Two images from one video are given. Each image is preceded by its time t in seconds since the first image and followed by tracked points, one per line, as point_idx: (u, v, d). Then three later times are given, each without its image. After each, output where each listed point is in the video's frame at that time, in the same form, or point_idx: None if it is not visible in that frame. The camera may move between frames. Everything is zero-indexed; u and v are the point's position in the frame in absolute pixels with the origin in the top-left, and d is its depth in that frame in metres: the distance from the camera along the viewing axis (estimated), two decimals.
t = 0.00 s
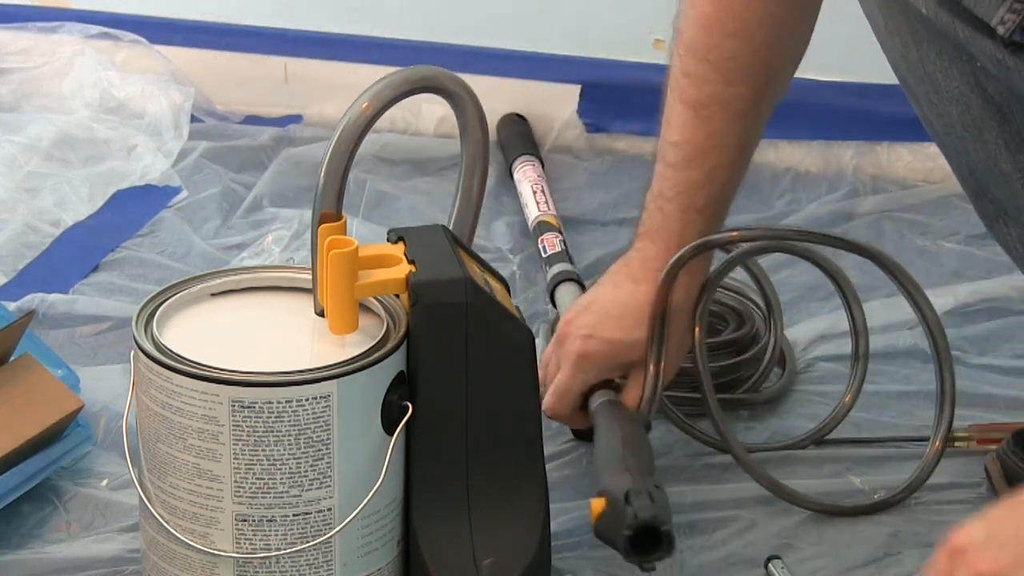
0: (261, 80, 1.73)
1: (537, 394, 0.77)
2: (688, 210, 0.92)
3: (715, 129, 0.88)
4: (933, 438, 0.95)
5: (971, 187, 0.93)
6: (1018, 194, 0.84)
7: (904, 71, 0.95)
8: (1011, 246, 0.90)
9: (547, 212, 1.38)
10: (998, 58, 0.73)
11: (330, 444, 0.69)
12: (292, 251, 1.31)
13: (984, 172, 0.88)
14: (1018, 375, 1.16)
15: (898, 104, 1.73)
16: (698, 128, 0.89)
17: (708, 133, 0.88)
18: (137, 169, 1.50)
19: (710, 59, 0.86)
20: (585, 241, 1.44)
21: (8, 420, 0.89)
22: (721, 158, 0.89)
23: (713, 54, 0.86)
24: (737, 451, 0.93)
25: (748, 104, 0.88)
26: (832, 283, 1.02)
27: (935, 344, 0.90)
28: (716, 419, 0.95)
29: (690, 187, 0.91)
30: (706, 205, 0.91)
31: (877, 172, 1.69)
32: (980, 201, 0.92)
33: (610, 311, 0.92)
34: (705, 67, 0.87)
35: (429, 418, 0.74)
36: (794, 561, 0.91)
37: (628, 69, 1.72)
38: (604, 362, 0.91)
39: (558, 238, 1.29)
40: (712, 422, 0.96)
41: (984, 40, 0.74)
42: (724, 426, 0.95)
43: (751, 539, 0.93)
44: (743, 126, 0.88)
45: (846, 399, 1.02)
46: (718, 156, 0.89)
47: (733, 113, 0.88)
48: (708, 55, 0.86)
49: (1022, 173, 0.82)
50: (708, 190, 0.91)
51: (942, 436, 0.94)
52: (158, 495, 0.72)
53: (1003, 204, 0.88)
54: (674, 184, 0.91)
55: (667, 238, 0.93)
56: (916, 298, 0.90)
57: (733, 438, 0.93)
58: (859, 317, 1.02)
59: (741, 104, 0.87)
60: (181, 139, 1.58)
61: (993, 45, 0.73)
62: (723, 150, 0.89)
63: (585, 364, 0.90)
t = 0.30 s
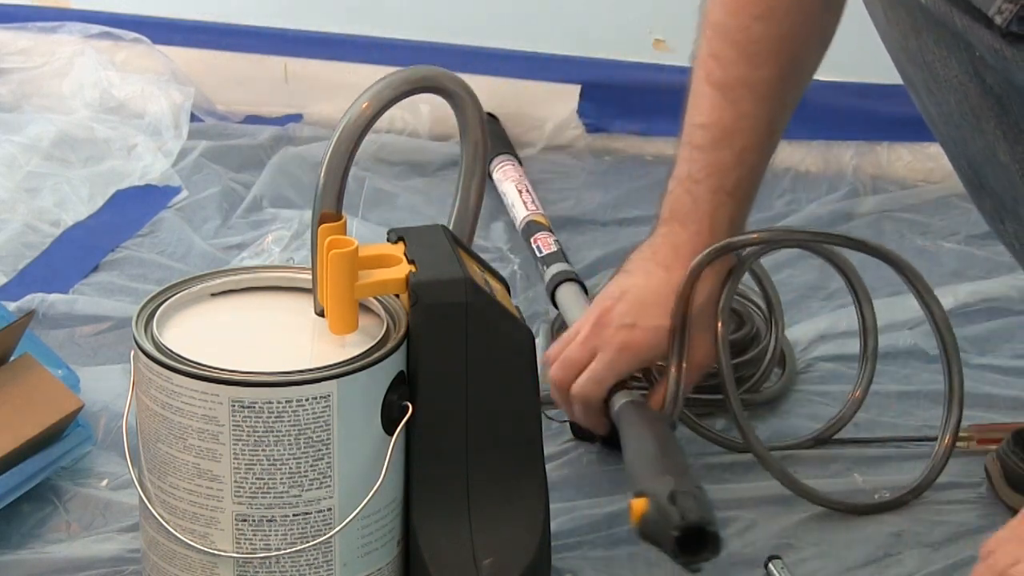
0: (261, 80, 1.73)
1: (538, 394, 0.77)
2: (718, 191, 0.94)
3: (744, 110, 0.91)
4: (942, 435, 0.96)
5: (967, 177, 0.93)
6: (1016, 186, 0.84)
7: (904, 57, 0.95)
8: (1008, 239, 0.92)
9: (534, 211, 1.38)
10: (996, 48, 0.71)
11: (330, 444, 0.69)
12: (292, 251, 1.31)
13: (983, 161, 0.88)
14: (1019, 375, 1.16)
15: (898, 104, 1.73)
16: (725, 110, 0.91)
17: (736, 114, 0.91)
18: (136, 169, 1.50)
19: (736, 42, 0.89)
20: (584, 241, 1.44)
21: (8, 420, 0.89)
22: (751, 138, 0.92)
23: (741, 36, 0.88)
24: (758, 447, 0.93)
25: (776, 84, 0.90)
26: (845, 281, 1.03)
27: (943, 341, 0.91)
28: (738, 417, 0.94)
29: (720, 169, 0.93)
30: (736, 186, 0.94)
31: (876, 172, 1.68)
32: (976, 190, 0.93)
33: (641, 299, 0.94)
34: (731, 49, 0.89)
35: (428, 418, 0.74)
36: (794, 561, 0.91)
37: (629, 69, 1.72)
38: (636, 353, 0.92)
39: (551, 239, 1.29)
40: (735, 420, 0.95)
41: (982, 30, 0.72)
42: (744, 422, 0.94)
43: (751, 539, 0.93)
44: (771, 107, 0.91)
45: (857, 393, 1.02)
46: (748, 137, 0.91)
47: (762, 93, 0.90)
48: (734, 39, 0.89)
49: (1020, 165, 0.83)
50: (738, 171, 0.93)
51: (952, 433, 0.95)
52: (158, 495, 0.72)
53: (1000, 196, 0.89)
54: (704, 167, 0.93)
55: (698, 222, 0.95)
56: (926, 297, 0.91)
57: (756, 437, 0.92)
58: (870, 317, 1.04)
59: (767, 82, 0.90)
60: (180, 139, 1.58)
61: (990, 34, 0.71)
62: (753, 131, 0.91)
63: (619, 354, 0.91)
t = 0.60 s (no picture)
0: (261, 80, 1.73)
1: (537, 392, 0.77)
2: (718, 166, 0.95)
3: (747, 84, 0.92)
4: (932, 435, 0.97)
5: (968, 172, 0.95)
6: (1018, 174, 0.87)
7: (904, 49, 0.97)
8: (1006, 231, 0.92)
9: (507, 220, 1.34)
10: (996, 34, 0.73)
11: (330, 444, 0.69)
12: (293, 251, 1.31)
13: (983, 151, 0.90)
14: (1019, 375, 1.16)
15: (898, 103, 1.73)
16: (728, 85, 0.93)
17: (739, 88, 0.92)
18: (137, 169, 1.50)
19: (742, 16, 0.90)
20: (585, 241, 1.44)
21: (7, 420, 0.89)
22: (751, 114, 0.93)
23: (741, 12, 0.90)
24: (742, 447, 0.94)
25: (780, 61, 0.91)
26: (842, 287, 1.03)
27: (933, 340, 0.93)
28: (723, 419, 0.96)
29: (720, 142, 0.94)
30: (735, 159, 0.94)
31: (877, 172, 1.68)
32: (975, 185, 0.94)
33: (644, 273, 0.94)
34: (736, 25, 0.91)
35: (428, 418, 0.74)
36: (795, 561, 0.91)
37: (628, 69, 1.71)
38: (644, 328, 0.91)
39: (528, 248, 1.25)
40: (722, 423, 0.97)
41: (982, 17, 0.74)
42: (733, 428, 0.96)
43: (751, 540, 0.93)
44: (773, 84, 0.92)
45: (850, 400, 1.02)
46: (748, 112, 0.93)
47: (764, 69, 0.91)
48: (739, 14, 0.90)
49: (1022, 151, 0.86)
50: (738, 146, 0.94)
51: (941, 432, 0.96)
52: (158, 495, 0.72)
53: (999, 184, 0.90)
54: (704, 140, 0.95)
55: (695, 194, 0.95)
56: (918, 300, 0.91)
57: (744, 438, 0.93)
58: (866, 320, 1.03)
59: (767, 60, 0.91)
60: (180, 138, 1.58)
61: (989, 20, 0.73)
62: (753, 107, 0.93)
63: (628, 333, 0.91)
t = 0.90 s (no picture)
0: (261, 80, 1.73)
1: (537, 391, 0.77)
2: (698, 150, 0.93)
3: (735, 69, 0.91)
4: (926, 435, 0.97)
5: (971, 169, 0.95)
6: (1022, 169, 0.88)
7: (909, 46, 0.96)
8: (1009, 229, 0.94)
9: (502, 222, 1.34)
10: (1000, 31, 0.74)
11: (330, 444, 0.69)
12: (293, 252, 1.31)
13: (988, 148, 0.90)
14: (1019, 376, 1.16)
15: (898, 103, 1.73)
16: (717, 67, 0.91)
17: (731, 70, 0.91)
18: (136, 169, 1.50)
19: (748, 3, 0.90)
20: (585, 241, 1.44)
21: (7, 421, 0.89)
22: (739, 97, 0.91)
23: None
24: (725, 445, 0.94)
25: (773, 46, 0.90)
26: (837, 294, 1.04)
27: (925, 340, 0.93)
28: (707, 421, 0.95)
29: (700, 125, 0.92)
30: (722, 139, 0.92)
31: (877, 172, 1.67)
32: (979, 182, 0.95)
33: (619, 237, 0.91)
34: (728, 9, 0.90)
35: (429, 419, 0.74)
36: (795, 561, 0.91)
37: (628, 70, 1.71)
38: (604, 274, 0.89)
39: (526, 251, 1.26)
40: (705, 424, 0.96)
41: (987, 14, 0.74)
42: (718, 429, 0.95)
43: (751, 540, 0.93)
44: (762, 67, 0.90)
45: (842, 400, 1.02)
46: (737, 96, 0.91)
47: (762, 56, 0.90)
48: None
49: None
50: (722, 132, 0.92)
51: (935, 432, 0.96)
52: (158, 495, 0.72)
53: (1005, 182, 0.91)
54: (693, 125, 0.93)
55: (675, 171, 0.93)
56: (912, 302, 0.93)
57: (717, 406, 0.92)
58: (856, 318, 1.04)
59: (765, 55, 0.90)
60: (180, 138, 1.58)
61: (996, 18, 0.73)
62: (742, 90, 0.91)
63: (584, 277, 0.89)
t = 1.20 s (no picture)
0: (261, 80, 1.73)
1: (537, 391, 0.77)
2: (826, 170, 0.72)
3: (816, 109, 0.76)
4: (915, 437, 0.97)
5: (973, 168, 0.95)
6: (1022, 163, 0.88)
7: (913, 43, 0.97)
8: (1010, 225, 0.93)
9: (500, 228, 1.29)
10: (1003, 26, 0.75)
11: (330, 444, 0.69)
12: (293, 252, 1.31)
13: (990, 147, 0.91)
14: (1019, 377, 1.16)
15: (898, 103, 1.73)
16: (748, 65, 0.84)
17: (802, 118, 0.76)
18: (136, 169, 1.50)
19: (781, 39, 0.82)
20: (584, 241, 1.44)
21: (6, 420, 0.89)
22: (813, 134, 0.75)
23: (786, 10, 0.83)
24: (718, 445, 0.95)
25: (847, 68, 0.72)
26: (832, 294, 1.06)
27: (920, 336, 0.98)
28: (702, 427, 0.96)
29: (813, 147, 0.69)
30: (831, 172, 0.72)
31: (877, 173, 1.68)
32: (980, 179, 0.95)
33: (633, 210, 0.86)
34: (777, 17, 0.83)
35: (429, 419, 0.74)
36: (795, 562, 0.91)
37: (628, 69, 1.71)
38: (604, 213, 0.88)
39: (522, 258, 1.20)
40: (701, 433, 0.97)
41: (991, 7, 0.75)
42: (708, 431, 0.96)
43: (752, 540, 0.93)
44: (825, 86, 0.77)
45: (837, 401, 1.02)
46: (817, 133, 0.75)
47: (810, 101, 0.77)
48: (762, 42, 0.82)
49: None
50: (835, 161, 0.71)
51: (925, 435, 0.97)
52: (158, 495, 0.72)
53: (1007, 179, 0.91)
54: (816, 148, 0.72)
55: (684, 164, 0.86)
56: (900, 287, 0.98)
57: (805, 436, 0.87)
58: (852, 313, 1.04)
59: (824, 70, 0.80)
60: (180, 138, 1.58)
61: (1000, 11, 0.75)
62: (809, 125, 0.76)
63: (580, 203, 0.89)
